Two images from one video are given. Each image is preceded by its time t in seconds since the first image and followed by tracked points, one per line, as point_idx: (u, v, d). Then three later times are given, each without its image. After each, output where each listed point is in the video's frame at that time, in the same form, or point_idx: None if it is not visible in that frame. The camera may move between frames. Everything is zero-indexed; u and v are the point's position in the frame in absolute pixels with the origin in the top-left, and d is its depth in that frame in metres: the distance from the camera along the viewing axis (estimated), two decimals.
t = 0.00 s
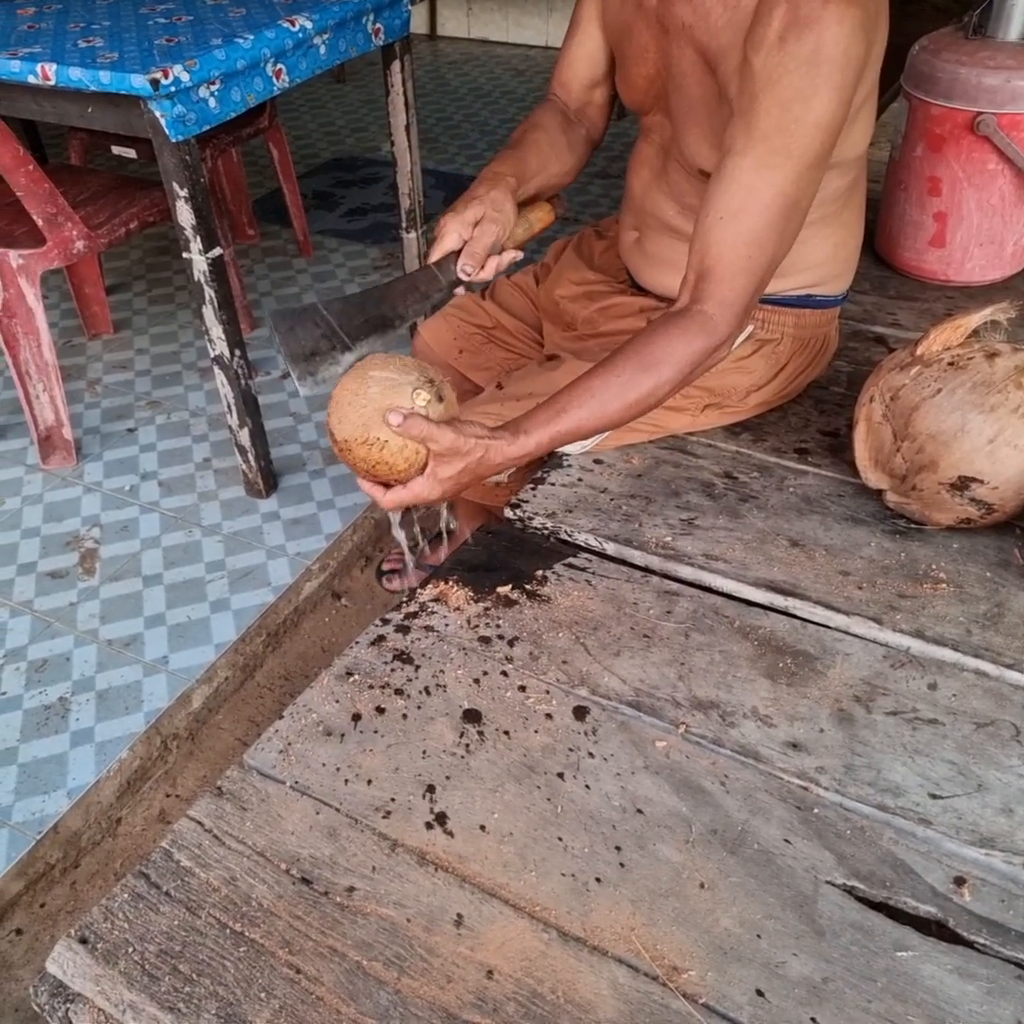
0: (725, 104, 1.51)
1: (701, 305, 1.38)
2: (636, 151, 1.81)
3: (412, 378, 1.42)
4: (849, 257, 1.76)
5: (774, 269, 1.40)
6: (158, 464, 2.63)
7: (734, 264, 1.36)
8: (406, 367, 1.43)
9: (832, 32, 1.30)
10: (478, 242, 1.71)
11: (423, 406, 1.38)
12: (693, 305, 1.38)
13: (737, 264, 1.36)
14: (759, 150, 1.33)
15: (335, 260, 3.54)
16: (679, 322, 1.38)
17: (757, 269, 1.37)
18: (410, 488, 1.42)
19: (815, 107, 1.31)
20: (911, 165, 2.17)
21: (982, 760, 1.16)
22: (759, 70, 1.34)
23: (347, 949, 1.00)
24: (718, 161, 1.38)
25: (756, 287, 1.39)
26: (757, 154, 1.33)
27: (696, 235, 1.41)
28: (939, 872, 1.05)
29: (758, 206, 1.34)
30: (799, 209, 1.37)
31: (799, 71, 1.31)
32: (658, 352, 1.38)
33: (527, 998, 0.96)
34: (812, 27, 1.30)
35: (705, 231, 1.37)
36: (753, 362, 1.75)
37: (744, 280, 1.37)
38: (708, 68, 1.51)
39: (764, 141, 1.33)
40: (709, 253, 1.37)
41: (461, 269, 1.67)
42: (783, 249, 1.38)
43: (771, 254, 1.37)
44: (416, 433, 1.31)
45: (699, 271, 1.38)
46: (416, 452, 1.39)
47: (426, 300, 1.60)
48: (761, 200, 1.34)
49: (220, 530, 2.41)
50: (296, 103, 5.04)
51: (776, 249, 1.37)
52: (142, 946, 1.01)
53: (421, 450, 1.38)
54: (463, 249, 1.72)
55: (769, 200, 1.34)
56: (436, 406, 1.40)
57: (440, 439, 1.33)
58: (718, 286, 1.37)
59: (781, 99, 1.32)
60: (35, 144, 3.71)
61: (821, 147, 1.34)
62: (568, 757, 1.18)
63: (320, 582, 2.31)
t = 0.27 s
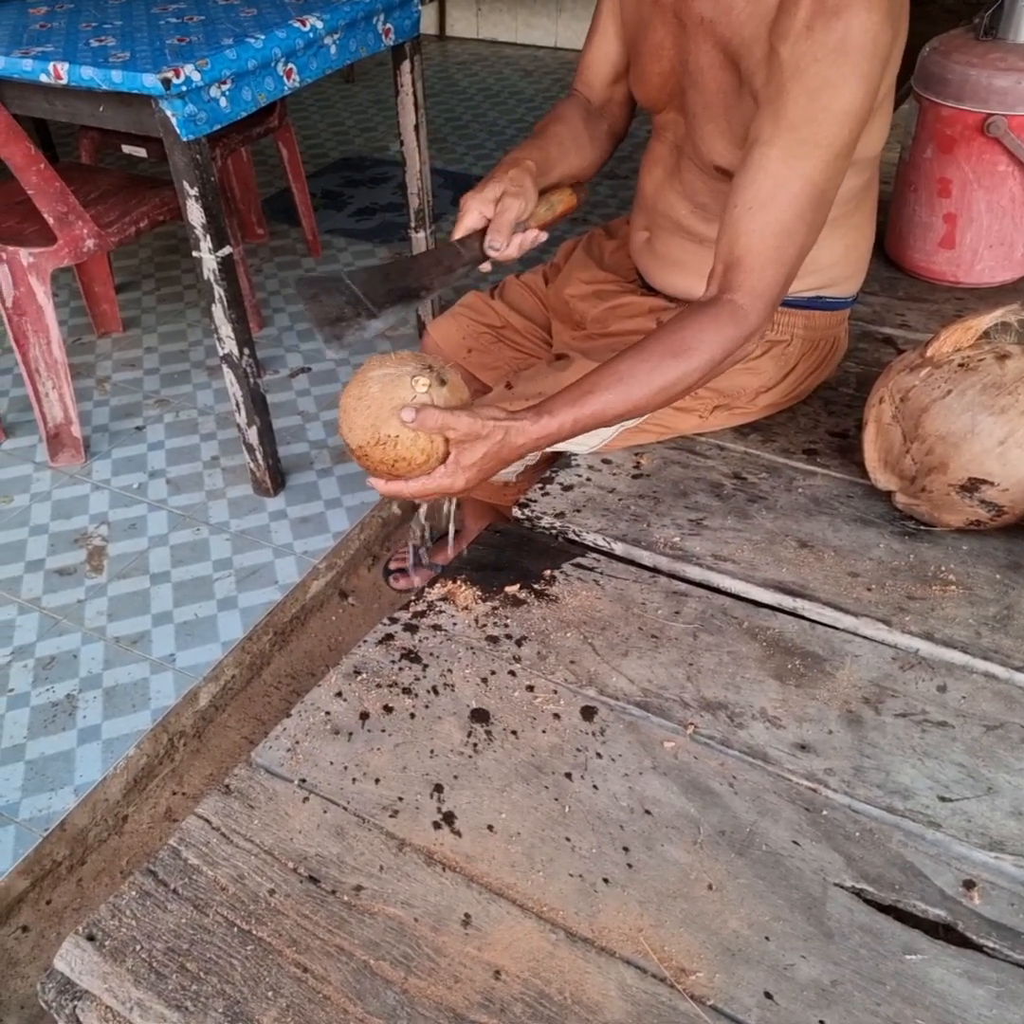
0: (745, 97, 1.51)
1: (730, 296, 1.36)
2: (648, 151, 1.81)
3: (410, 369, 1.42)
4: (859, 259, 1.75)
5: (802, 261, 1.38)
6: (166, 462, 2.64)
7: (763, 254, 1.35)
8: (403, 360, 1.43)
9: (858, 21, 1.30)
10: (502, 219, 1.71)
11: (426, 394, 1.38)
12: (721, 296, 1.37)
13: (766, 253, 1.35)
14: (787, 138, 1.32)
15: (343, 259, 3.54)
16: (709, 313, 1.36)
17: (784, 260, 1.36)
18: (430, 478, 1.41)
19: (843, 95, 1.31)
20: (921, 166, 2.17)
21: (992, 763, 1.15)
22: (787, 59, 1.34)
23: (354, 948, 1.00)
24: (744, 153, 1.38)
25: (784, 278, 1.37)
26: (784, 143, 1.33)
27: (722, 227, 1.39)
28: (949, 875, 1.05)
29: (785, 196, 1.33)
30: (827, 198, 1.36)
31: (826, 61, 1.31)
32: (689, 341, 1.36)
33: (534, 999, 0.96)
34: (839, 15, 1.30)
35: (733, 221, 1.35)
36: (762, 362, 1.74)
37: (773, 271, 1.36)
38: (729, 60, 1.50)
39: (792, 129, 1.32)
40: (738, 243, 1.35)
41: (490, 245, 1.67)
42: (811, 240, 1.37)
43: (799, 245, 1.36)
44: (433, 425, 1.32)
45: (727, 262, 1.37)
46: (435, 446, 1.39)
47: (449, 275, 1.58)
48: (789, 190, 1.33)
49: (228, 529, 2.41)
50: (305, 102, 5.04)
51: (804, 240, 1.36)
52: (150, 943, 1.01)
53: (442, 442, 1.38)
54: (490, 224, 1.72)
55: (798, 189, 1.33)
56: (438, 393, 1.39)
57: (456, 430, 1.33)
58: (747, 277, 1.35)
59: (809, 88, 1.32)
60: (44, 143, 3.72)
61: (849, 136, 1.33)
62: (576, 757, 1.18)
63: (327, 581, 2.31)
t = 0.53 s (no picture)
0: (762, 96, 1.50)
1: (750, 294, 1.37)
2: (659, 150, 1.81)
3: (434, 364, 1.42)
4: (867, 262, 1.75)
5: (821, 259, 1.39)
6: (172, 463, 2.64)
7: (783, 252, 1.35)
8: (426, 354, 1.43)
9: (879, 21, 1.30)
10: (544, 192, 1.72)
11: (451, 390, 1.39)
12: (742, 295, 1.37)
13: (787, 252, 1.35)
14: (807, 138, 1.33)
15: (348, 261, 3.55)
16: (730, 310, 1.36)
17: (804, 258, 1.36)
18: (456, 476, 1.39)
19: (864, 94, 1.31)
20: (927, 169, 2.17)
21: (998, 765, 1.15)
22: (808, 59, 1.34)
23: (359, 948, 1.00)
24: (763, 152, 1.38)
25: (803, 276, 1.38)
26: (805, 142, 1.33)
27: (742, 225, 1.39)
28: (955, 877, 1.05)
29: (806, 195, 1.34)
30: (846, 197, 1.37)
31: (847, 59, 1.31)
32: (712, 337, 1.36)
33: (539, 1000, 0.96)
34: (860, 15, 1.30)
35: (754, 221, 1.36)
36: (768, 364, 1.75)
37: (793, 269, 1.36)
38: (746, 59, 1.50)
39: (812, 128, 1.33)
40: (759, 242, 1.35)
41: (535, 216, 1.68)
42: (831, 238, 1.37)
43: (819, 243, 1.37)
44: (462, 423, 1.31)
45: (748, 261, 1.37)
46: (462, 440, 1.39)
47: (456, 274, 1.58)
48: (810, 189, 1.34)
49: (234, 530, 2.42)
50: (310, 105, 5.05)
51: (824, 238, 1.37)
52: (155, 943, 1.01)
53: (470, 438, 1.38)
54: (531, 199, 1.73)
55: (818, 188, 1.33)
56: (463, 389, 1.40)
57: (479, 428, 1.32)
58: (768, 275, 1.36)
59: (831, 87, 1.32)
60: (51, 145, 3.73)
61: (868, 135, 1.34)
62: (581, 758, 1.18)
63: (332, 582, 2.32)
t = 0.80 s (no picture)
0: (774, 96, 1.51)
1: (768, 293, 1.38)
2: (665, 149, 1.82)
3: (464, 353, 1.32)
4: (870, 264, 1.76)
5: (837, 257, 1.40)
6: (174, 465, 2.65)
7: (800, 252, 1.36)
8: (455, 341, 1.34)
9: (896, 21, 1.31)
10: (561, 191, 1.73)
11: (483, 378, 1.30)
12: (760, 293, 1.38)
13: (803, 251, 1.36)
14: (824, 139, 1.34)
15: (351, 263, 3.56)
16: (749, 309, 1.37)
17: (820, 257, 1.37)
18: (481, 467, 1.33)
19: (879, 95, 1.32)
20: (927, 172, 2.18)
21: (997, 765, 1.15)
22: (823, 60, 1.35)
23: (360, 948, 1.01)
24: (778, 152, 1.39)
25: (819, 275, 1.39)
26: (821, 142, 1.34)
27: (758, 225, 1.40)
28: (954, 876, 1.05)
29: (822, 195, 1.35)
30: (861, 196, 1.38)
31: (863, 60, 1.32)
32: (733, 333, 1.36)
33: (539, 999, 0.96)
34: (875, 16, 1.31)
35: (770, 221, 1.37)
36: (769, 366, 1.76)
37: (809, 268, 1.37)
38: (758, 59, 1.51)
39: (828, 129, 1.34)
40: (776, 242, 1.37)
41: (555, 215, 1.71)
42: (846, 237, 1.38)
43: (834, 242, 1.38)
44: (494, 412, 1.23)
45: (764, 260, 1.38)
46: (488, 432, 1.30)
47: (458, 274, 1.58)
48: (825, 188, 1.35)
49: (235, 531, 2.43)
50: (313, 106, 5.06)
51: (839, 237, 1.38)
52: (155, 944, 1.02)
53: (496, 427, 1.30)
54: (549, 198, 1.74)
55: (834, 188, 1.34)
56: (495, 379, 1.31)
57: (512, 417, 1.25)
58: (785, 274, 1.37)
59: (846, 88, 1.33)
60: (54, 146, 3.74)
61: (882, 135, 1.35)
62: (582, 758, 1.19)
63: (334, 583, 2.33)
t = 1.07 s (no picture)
0: (779, 93, 1.51)
1: (780, 290, 1.39)
2: (665, 148, 1.83)
3: (484, 345, 1.31)
4: (866, 265, 1.76)
5: (846, 254, 1.41)
6: (169, 464, 2.65)
7: (811, 249, 1.37)
8: (474, 334, 1.32)
9: (905, 19, 1.32)
10: (569, 178, 1.73)
11: (505, 370, 1.28)
12: (772, 289, 1.39)
13: (814, 249, 1.37)
14: (834, 137, 1.35)
15: (347, 262, 3.56)
16: (762, 305, 1.38)
17: (831, 255, 1.39)
18: (504, 462, 1.33)
19: (888, 93, 1.33)
20: (923, 172, 2.19)
21: (990, 761, 1.16)
22: (833, 58, 1.35)
23: (355, 946, 1.01)
24: (787, 150, 1.40)
25: (829, 271, 1.40)
26: (831, 141, 1.35)
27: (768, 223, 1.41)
28: (946, 872, 1.06)
29: (832, 193, 1.36)
30: (870, 193, 1.39)
31: (873, 58, 1.33)
32: (748, 328, 1.37)
33: (534, 996, 0.97)
34: (884, 14, 1.32)
35: (781, 219, 1.38)
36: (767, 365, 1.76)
37: (821, 265, 1.38)
38: (764, 56, 1.51)
39: (839, 126, 1.35)
40: (786, 240, 1.38)
41: (564, 203, 1.70)
42: (856, 234, 1.39)
43: (844, 239, 1.39)
44: (520, 405, 1.21)
45: (776, 257, 1.39)
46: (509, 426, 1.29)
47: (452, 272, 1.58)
48: (835, 186, 1.36)
49: (231, 530, 2.43)
50: (309, 106, 5.06)
51: (849, 234, 1.39)
52: (150, 942, 1.02)
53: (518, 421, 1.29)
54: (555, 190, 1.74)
55: (844, 186, 1.35)
56: (517, 370, 1.30)
57: (538, 411, 1.24)
58: (797, 271, 1.38)
59: (856, 86, 1.34)
60: (48, 146, 3.74)
61: (891, 132, 1.36)
62: (577, 756, 1.19)
63: (330, 583, 2.33)
